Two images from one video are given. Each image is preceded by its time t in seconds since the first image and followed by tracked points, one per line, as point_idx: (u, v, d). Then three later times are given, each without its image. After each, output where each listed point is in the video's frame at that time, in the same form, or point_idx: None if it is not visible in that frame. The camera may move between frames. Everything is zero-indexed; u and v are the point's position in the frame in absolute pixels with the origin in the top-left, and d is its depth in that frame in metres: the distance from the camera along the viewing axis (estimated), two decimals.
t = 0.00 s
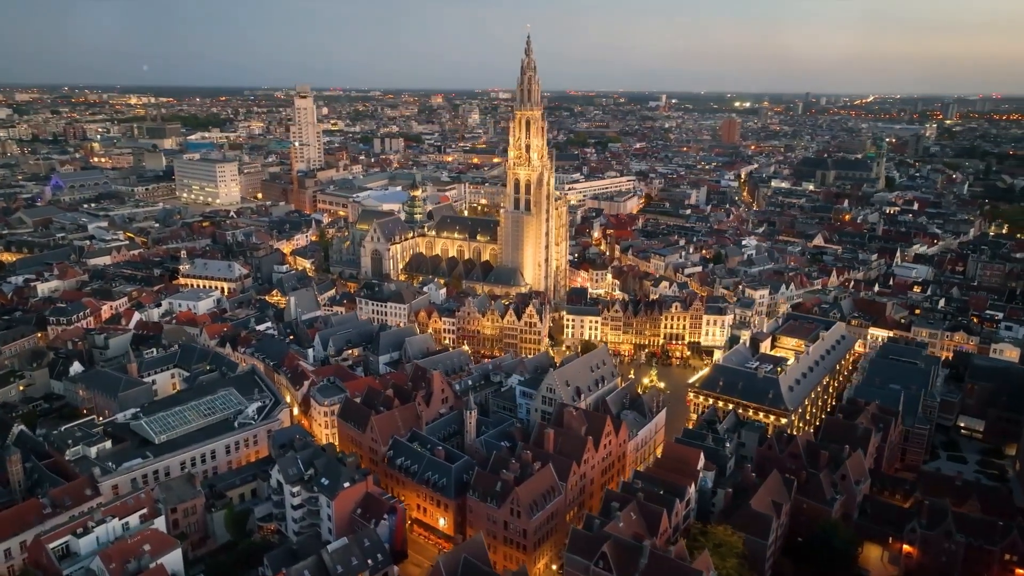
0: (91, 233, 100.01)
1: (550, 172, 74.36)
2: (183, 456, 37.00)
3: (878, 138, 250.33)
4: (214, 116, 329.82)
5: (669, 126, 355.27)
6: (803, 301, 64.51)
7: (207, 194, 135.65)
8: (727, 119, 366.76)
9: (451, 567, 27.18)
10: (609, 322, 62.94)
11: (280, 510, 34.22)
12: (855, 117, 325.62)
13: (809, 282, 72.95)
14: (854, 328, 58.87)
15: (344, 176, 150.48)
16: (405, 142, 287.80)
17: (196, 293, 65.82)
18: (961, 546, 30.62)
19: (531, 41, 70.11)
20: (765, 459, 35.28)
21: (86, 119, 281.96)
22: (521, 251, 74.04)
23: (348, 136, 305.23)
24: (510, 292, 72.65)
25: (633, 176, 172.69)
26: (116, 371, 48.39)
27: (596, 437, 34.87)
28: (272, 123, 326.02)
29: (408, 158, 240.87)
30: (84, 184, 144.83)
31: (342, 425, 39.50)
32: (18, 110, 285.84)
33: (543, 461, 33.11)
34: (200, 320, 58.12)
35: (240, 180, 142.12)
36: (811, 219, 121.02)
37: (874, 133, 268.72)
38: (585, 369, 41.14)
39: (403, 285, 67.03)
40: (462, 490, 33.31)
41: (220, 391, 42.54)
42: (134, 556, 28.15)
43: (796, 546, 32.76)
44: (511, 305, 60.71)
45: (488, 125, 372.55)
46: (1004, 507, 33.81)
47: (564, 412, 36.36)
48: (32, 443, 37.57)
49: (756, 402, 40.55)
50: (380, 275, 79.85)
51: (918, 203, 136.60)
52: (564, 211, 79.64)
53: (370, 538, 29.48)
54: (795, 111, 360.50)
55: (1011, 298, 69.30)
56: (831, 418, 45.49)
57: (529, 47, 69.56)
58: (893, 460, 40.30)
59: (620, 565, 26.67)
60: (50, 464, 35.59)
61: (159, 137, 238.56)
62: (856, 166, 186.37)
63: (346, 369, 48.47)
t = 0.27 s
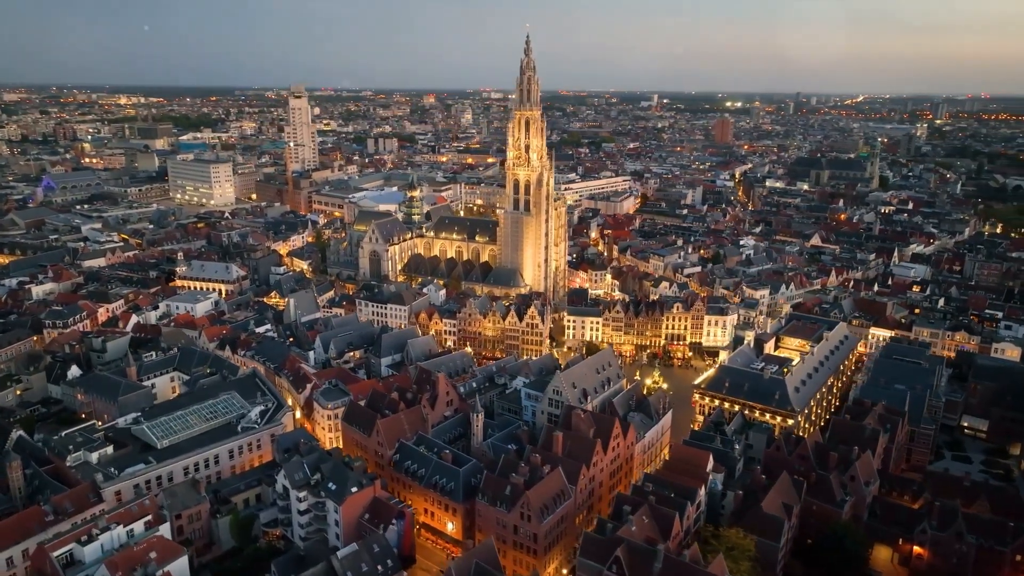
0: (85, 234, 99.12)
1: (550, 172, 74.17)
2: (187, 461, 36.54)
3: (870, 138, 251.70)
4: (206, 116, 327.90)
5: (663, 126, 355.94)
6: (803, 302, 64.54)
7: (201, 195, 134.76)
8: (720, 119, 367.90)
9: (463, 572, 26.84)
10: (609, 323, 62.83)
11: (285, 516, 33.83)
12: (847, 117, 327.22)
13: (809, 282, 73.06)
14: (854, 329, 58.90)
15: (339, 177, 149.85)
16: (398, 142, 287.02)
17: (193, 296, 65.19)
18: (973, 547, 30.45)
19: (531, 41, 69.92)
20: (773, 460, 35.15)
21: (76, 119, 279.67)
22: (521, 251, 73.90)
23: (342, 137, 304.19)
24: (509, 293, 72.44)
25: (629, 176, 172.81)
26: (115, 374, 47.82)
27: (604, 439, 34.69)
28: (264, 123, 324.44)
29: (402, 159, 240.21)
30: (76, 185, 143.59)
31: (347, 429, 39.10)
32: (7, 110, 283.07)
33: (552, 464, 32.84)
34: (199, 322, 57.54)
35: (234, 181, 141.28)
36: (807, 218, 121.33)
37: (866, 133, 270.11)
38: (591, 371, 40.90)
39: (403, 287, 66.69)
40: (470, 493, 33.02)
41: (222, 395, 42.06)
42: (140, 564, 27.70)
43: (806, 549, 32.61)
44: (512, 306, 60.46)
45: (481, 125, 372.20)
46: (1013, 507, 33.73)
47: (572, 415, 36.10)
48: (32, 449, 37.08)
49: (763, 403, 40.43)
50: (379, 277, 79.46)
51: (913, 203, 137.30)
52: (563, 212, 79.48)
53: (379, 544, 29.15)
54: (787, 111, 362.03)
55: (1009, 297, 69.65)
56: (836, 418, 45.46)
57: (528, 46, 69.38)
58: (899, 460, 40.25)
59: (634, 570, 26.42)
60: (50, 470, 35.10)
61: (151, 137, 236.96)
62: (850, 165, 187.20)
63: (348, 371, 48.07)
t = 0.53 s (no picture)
0: (79, 236, 98.18)
1: (549, 172, 73.94)
2: (190, 466, 36.07)
3: (863, 138, 252.94)
4: (197, 116, 325.96)
5: (656, 125, 356.44)
6: (804, 301, 64.51)
7: (195, 195, 133.80)
8: (713, 119, 368.90)
9: None
10: (611, 324, 62.64)
11: (291, 521, 33.42)
12: (839, 117, 328.80)
13: (809, 282, 73.11)
14: (856, 328, 58.87)
15: (335, 177, 149.18)
16: (392, 142, 286.26)
17: (191, 298, 64.55)
18: (984, 548, 30.23)
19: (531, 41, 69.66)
20: (782, 462, 35.02)
21: (66, 120, 277.35)
22: (521, 252, 73.73)
23: (335, 137, 303.03)
24: (509, 294, 72.17)
25: (624, 176, 172.85)
26: (114, 378, 47.23)
27: (613, 442, 34.46)
28: (257, 123, 322.84)
29: (396, 159, 239.50)
30: (68, 186, 142.26)
31: (352, 433, 38.72)
32: None
33: (562, 467, 32.60)
34: (198, 325, 56.97)
35: (229, 181, 140.39)
36: (803, 218, 121.60)
37: (858, 132, 271.35)
38: (598, 372, 40.67)
39: (403, 288, 66.30)
40: (478, 497, 32.74)
41: (224, 399, 41.60)
42: (147, 572, 27.24)
43: (817, 551, 32.42)
44: (513, 307, 60.18)
45: (475, 125, 371.69)
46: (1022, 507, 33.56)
47: (580, 417, 35.85)
48: (32, 455, 36.48)
49: (770, 404, 40.32)
50: (377, 278, 79.01)
51: (907, 202, 137.87)
52: (563, 212, 79.26)
53: (389, 549, 28.84)
54: (779, 111, 363.37)
55: (1007, 296, 69.89)
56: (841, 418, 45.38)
57: (528, 46, 69.17)
58: (905, 460, 40.14)
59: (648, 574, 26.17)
60: (51, 476, 34.55)
61: (143, 138, 235.28)
62: (844, 165, 187.89)
63: (350, 374, 47.68)
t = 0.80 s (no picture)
0: (72, 237, 97.24)
1: (549, 172, 73.76)
2: (194, 471, 35.61)
3: (856, 137, 254.06)
4: (189, 116, 323.96)
5: (650, 125, 356.85)
6: (805, 301, 64.51)
7: (190, 196, 132.84)
8: (706, 119, 369.79)
9: None
10: (612, 325, 62.46)
11: (297, 526, 33.03)
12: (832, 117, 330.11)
13: (808, 282, 73.17)
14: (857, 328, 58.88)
15: (330, 178, 148.47)
16: (386, 142, 285.44)
17: (189, 300, 63.92)
18: (995, 549, 30.09)
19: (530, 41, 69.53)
20: (791, 463, 34.92)
21: (56, 120, 274.97)
22: (520, 252, 73.52)
23: (328, 137, 301.86)
24: (509, 295, 71.88)
25: (620, 176, 172.80)
26: (114, 382, 46.66)
27: (622, 444, 34.26)
28: (249, 124, 321.19)
29: (390, 159, 238.74)
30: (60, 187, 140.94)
31: (357, 436, 38.38)
32: None
33: (571, 470, 32.37)
34: (197, 327, 56.44)
35: (223, 182, 139.45)
36: (799, 218, 121.88)
37: (851, 132, 272.44)
38: (604, 374, 40.46)
39: (403, 289, 65.92)
40: (487, 501, 32.46)
41: (227, 404, 41.16)
42: None
43: (827, 553, 32.27)
44: (514, 309, 59.96)
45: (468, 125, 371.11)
46: None
47: (588, 419, 35.66)
48: (32, 461, 35.94)
49: (776, 405, 40.22)
50: (376, 279, 78.58)
51: (902, 201, 138.40)
52: (562, 212, 79.08)
53: (399, 555, 28.56)
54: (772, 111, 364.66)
55: (1005, 296, 70.16)
56: (846, 419, 45.34)
57: (528, 46, 69.02)
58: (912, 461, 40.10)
59: None
60: (53, 482, 34.05)
61: (134, 138, 233.56)
62: (838, 165, 188.55)
63: (353, 377, 47.32)
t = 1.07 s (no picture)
0: (66, 239, 96.26)
1: (549, 173, 73.59)
2: (198, 476, 35.15)
3: (849, 137, 255.25)
4: (180, 116, 321.83)
5: (643, 125, 357.29)
6: (805, 301, 64.55)
7: (183, 197, 131.87)
8: (699, 119, 370.69)
9: None
10: (613, 325, 62.30)
11: (304, 531, 32.65)
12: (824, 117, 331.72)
13: (808, 281, 73.27)
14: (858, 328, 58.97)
15: (325, 178, 147.76)
16: (379, 142, 284.61)
17: (187, 302, 63.28)
18: (1005, 550, 30.03)
19: (530, 41, 69.41)
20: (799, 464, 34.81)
21: (45, 120, 272.45)
22: (520, 253, 73.33)
23: (321, 137, 300.68)
24: (509, 295, 71.61)
25: (615, 176, 172.78)
26: (113, 386, 46.09)
27: (630, 447, 34.04)
28: (241, 124, 319.43)
29: (384, 159, 237.94)
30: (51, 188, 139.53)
31: (362, 439, 38.01)
32: None
33: (581, 473, 32.12)
34: (196, 330, 55.89)
35: (217, 182, 138.47)
36: (795, 217, 122.19)
37: (843, 131, 273.66)
38: (610, 375, 40.22)
39: (403, 290, 65.53)
40: (496, 505, 32.17)
41: (229, 407, 40.69)
42: None
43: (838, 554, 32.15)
44: (516, 310, 59.74)
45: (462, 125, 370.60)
46: None
47: (596, 421, 35.44)
48: (32, 466, 35.37)
49: (783, 406, 40.11)
50: (374, 280, 78.13)
51: (896, 201, 139.03)
52: (561, 213, 78.89)
53: (409, 560, 28.25)
54: (764, 110, 366.01)
55: (1003, 295, 70.53)
56: (850, 419, 45.31)
57: (527, 46, 68.85)
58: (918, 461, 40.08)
59: None
60: (54, 488, 33.53)
61: (125, 138, 231.67)
62: (831, 164, 189.29)
63: (355, 379, 46.93)
